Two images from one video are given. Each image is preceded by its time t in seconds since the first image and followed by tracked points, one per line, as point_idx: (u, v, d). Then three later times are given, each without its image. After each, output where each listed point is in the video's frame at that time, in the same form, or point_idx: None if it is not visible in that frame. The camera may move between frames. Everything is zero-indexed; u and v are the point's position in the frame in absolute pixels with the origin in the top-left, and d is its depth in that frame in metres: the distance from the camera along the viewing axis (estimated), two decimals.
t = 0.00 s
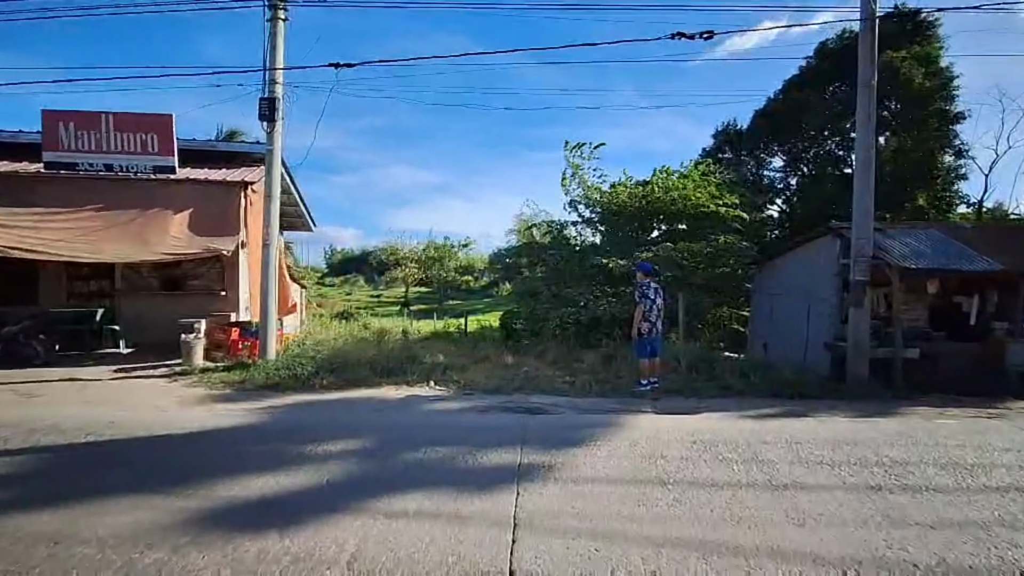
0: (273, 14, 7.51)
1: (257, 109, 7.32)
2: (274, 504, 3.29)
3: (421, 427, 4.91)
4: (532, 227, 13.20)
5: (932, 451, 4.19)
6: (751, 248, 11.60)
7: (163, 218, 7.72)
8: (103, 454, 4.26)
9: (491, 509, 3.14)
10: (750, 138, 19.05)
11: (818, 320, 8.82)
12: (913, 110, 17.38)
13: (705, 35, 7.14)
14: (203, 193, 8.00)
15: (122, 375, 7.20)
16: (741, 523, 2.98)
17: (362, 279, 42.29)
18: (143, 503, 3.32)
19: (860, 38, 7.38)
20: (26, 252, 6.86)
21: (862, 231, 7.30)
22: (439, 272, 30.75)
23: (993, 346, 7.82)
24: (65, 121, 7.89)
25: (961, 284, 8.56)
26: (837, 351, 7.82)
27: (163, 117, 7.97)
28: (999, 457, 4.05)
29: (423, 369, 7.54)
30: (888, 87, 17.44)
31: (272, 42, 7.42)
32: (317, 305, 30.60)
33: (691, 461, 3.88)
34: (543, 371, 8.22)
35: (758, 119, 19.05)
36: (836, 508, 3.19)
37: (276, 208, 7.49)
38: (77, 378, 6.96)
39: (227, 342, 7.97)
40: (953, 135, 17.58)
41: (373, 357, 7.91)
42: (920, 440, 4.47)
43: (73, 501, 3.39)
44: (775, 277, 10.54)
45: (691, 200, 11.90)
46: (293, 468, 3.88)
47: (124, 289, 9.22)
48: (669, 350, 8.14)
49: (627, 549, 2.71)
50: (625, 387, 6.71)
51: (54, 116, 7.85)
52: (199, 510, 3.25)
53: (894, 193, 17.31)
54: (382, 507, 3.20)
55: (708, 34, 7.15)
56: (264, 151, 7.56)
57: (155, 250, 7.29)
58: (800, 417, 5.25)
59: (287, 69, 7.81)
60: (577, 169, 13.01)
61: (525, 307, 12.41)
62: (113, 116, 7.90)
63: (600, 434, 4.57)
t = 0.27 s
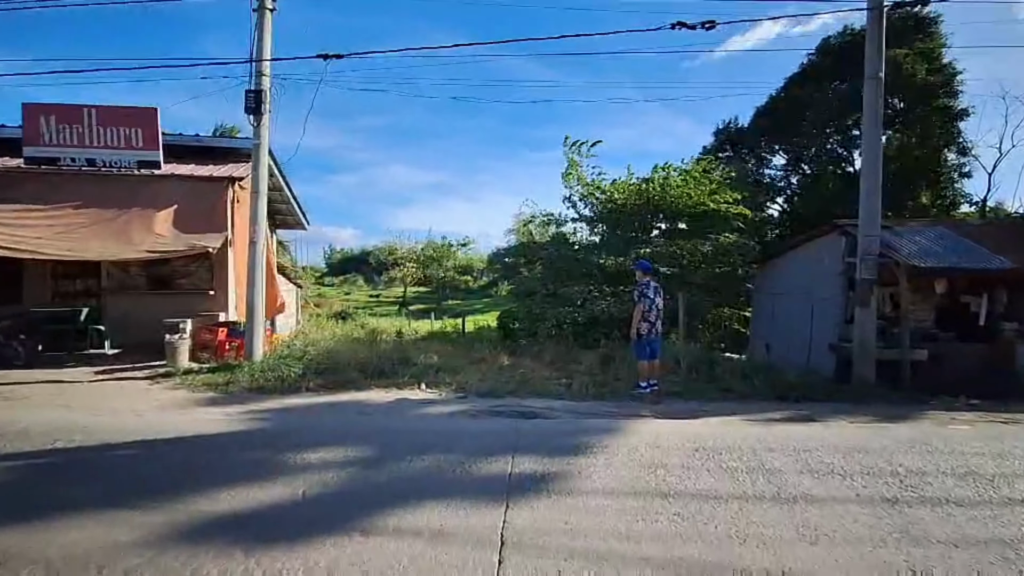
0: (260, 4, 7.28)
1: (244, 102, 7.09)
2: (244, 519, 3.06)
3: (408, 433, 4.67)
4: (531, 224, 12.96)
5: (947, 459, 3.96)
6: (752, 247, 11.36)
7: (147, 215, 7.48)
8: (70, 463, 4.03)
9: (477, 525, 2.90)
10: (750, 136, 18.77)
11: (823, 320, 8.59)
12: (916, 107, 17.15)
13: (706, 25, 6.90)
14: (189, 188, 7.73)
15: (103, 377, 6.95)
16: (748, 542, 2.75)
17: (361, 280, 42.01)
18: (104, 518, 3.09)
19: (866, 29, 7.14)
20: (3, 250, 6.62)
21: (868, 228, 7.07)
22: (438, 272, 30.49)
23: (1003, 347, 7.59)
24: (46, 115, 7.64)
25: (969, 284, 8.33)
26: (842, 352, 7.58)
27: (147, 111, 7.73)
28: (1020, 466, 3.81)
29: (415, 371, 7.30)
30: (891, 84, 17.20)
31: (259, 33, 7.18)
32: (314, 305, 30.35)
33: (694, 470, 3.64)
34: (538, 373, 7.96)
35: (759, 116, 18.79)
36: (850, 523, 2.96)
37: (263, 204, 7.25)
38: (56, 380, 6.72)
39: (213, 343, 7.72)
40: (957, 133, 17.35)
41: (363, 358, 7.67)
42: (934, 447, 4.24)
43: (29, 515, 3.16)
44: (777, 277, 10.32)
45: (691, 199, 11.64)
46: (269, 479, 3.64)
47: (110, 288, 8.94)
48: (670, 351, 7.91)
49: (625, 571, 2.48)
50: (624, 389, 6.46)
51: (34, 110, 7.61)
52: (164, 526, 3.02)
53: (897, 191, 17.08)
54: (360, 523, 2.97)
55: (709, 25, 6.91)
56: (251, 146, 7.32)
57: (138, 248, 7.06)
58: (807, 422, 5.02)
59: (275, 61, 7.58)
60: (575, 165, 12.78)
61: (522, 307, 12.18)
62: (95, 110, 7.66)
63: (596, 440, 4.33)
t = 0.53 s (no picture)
0: None
1: (230, 95, 6.83)
2: (211, 543, 2.81)
3: (396, 443, 4.41)
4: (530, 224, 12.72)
5: (970, 472, 3.71)
6: (755, 246, 11.10)
7: (131, 213, 7.23)
8: (35, 476, 3.77)
9: (465, 551, 2.65)
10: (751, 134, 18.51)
11: (829, 323, 8.34)
12: (920, 104, 16.90)
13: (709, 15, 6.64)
14: (174, 186, 7.46)
15: (84, 381, 6.69)
16: (763, 570, 2.49)
17: (361, 280, 41.76)
18: (59, 541, 2.83)
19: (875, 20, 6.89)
20: None
21: (878, 227, 6.82)
22: (436, 272, 30.24)
23: (1016, 349, 7.34)
24: (27, 110, 7.39)
25: (980, 284, 8.07)
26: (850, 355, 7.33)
27: (131, 105, 7.49)
28: None
29: (407, 374, 7.05)
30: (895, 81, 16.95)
31: (246, 23, 6.93)
32: (312, 305, 30.10)
33: (700, 486, 3.39)
34: (536, 376, 7.70)
35: (760, 115, 18.52)
36: (873, 548, 2.70)
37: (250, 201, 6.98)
38: (34, 385, 6.46)
39: (199, 345, 7.46)
40: (961, 130, 17.10)
41: (354, 361, 7.40)
42: (955, 458, 3.98)
43: None
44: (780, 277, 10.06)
45: (693, 197, 11.38)
46: (244, 496, 3.39)
47: (95, 288, 8.66)
48: (672, 354, 7.67)
49: None
50: (623, 394, 6.20)
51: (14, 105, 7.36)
52: (122, 550, 2.76)
53: (901, 190, 16.83)
54: (337, 549, 2.71)
55: (713, 16, 6.65)
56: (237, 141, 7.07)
57: (121, 247, 6.81)
58: (817, 431, 4.76)
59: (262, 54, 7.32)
60: (575, 163, 12.55)
61: (520, 308, 11.93)
62: (77, 105, 7.42)
63: (595, 450, 4.07)
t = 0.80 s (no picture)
0: None
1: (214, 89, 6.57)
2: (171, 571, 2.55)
3: (381, 454, 4.16)
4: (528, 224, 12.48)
5: (994, 488, 3.47)
6: (757, 246, 10.86)
7: (112, 211, 6.96)
8: None
9: None
10: (752, 132, 18.24)
11: (835, 325, 8.10)
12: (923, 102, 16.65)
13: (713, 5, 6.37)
14: (158, 183, 7.18)
15: (62, 385, 6.43)
16: None
17: (360, 280, 41.50)
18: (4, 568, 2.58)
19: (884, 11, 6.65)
20: None
21: (887, 225, 6.58)
22: (434, 272, 29.98)
23: None
24: (6, 104, 7.12)
25: (990, 285, 7.83)
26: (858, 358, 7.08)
27: (113, 99, 7.18)
28: None
29: (398, 378, 6.80)
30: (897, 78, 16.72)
31: (231, 14, 6.67)
32: (309, 306, 29.84)
33: (706, 503, 3.14)
34: (532, 381, 7.45)
35: (760, 114, 18.25)
36: None
37: (235, 199, 6.73)
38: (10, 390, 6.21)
39: (184, 348, 7.20)
40: (964, 129, 16.87)
41: (343, 364, 7.15)
42: (975, 472, 3.74)
43: None
44: (784, 278, 9.81)
45: (693, 196, 11.13)
46: (213, 514, 3.14)
47: (79, 289, 8.39)
48: (673, 357, 7.42)
49: None
50: (622, 399, 5.95)
51: None
52: None
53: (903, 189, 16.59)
54: None
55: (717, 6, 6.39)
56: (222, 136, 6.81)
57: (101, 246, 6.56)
58: (826, 440, 4.52)
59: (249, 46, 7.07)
60: (573, 161, 12.33)
61: (518, 308, 11.69)
62: (57, 99, 7.13)
63: (592, 462, 3.82)
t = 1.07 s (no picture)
0: None
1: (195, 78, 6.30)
2: None
3: (360, 462, 3.89)
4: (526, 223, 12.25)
5: (1022, 502, 3.20)
6: (760, 245, 10.58)
7: (91, 206, 6.70)
8: None
9: None
10: (753, 131, 17.98)
11: (841, 325, 7.83)
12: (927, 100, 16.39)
13: None
14: (139, 178, 6.93)
15: (36, 387, 6.17)
16: None
17: (359, 280, 41.24)
18: None
19: None
20: None
21: (897, 222, 6.32)
22: (434, 272, 29.72)
23: None
24: None
25: (1001, 284, 7.56)
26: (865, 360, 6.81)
27: (92, 90, 6.91)
28: None
29: (387, 380, 6.52)
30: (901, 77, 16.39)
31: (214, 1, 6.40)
32: (307, 305, 29.60)
33: (708, 519, 2.87)
34: (528, 383, 7.18)
35: (762, 113, 17.96)
36: None
37: (217, 192, 6.44)
38: None
39: (165, 348, 6.93)
40: (969, 127, 16.61)
41: (331, 366, 6.88)
42: (999, 483, 3.47)
43: None
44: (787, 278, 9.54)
45: (695, 194, 10.86)
46: (170, 530, 2.86)
47: (59, 288, 8.08)
48: (674, 359, 7.17)
49: None
50: (621, 403, 5.69)
51: None
52: None
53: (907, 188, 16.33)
54: None
55: None
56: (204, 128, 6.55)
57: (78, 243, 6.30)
58: (836, 448, 4.26)
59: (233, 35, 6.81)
60: (572, 158, 12.09)
61: (516, 308, 11.45)
62: (32, 89, 6.84)
63: (588, 471, 3.55)
